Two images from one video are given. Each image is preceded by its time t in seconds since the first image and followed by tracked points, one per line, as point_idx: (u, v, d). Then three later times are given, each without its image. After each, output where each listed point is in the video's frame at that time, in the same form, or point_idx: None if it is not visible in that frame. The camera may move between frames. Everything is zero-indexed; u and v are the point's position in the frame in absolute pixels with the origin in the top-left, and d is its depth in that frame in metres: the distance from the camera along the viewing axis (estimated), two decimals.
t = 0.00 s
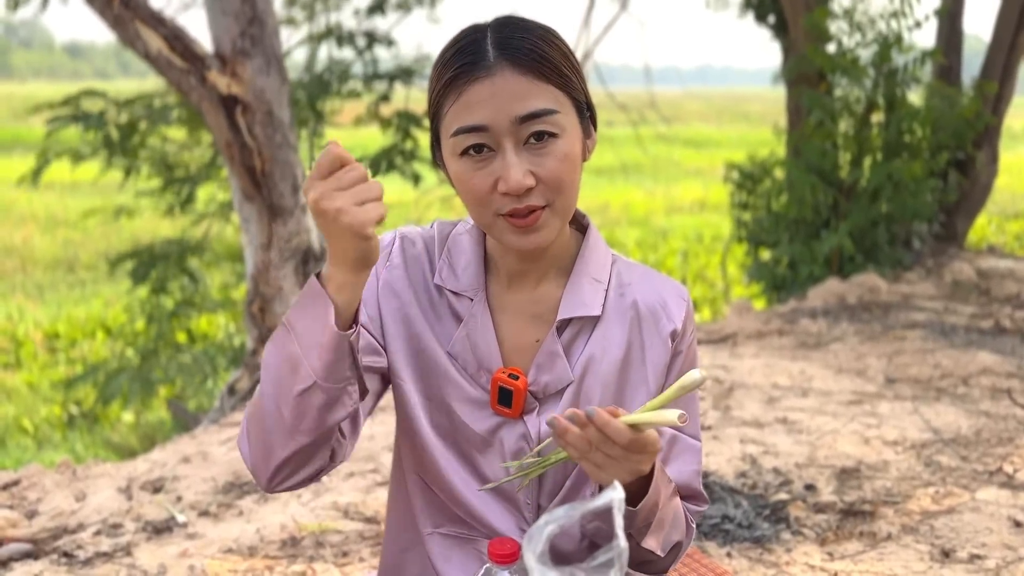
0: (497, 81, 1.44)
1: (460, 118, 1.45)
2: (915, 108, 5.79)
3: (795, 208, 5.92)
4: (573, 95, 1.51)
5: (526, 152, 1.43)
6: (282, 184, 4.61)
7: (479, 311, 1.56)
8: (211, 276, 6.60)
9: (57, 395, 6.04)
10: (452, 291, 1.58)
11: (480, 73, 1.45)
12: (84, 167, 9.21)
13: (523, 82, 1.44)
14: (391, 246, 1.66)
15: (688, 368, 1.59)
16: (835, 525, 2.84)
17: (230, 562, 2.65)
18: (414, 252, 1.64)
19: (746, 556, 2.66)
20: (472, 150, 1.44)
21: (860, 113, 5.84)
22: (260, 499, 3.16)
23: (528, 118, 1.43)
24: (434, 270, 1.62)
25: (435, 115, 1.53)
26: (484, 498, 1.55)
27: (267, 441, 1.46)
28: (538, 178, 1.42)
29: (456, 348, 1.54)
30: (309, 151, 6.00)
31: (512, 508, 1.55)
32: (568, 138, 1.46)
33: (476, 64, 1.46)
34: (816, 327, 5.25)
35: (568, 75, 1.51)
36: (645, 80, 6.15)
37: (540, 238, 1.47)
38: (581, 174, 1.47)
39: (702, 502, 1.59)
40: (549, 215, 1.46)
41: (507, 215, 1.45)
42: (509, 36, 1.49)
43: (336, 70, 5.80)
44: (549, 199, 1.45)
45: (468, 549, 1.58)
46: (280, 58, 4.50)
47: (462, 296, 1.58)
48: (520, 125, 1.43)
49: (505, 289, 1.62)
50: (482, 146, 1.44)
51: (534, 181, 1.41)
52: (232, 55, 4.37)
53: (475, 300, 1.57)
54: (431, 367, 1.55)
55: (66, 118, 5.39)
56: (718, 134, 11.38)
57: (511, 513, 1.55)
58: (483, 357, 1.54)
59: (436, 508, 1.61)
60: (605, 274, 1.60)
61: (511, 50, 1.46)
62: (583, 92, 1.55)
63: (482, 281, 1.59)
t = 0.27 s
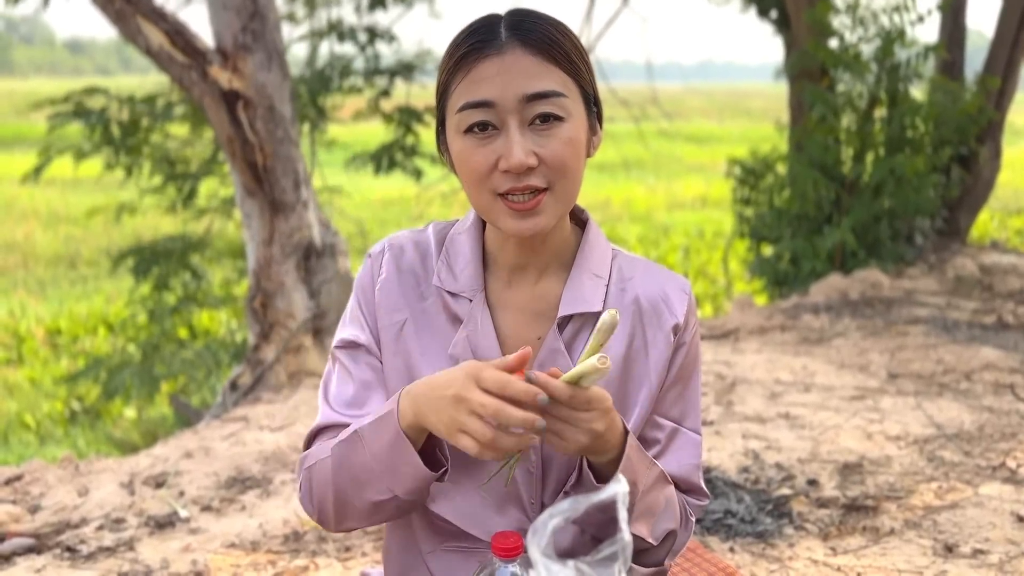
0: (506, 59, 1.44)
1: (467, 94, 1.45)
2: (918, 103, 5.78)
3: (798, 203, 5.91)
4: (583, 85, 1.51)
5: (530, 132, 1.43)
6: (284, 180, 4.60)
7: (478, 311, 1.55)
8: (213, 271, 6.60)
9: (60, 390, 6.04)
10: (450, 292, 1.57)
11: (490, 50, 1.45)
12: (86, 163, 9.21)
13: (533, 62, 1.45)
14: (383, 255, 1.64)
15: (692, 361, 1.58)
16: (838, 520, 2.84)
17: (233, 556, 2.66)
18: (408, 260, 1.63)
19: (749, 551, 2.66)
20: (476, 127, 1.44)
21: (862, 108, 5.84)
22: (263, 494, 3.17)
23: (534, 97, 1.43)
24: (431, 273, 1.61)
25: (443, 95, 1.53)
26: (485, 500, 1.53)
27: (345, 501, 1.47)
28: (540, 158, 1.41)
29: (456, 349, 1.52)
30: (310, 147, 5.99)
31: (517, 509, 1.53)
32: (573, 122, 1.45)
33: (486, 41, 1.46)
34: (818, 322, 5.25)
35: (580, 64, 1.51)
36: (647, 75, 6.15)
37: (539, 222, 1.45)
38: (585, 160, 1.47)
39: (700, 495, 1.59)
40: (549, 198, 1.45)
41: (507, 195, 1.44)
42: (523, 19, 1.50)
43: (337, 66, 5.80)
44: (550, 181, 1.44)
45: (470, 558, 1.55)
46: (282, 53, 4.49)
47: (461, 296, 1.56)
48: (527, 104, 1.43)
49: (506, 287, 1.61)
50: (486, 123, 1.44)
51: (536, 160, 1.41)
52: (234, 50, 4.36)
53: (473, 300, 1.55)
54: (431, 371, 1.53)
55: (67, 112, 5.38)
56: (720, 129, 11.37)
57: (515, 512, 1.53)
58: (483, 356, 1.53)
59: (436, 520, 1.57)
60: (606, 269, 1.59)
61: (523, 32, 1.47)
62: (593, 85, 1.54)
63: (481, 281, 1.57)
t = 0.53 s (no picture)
0: (509, 45, 1.45)
1: (470, 78, 1.45)
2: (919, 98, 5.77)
3: (799, 198, 5.89)
4: (584, 77, 1.51)
5: (531, 117, 1.43)
6: (285, 175, 4.60)
7: (475, 306, 1.54)
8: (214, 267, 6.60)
9: (61, 385, 6.04)
10: (447, 287, 1.56)
11: (494, 36, 1.46)
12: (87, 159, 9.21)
13: (536, 49, 1.45)
14: (379, 252, 1.64)
15: (687, 357, 1.58)
16: (838, 515, 2.84)
17: (234, 551, 2.66)
18: (406, 256, 1.63)
19: (750, 545, 2.66)
20: (477, 111, 1.44)
21: (864, 103, 5.83)
22: (264, 489, 3.17)
23: (536, 83, 1.43)
24: (429, 269, 1.61)
25: (444, 82, 1.53)
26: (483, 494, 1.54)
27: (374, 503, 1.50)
28: (540, 142, 1.41)
29: (453, 343, 1.52)
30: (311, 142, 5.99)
31: (514, 506, 1.53)
32: (574, 110, 1.45)
33: (492, 27, 1.47)
34: (819, 318, 5.25)
35: (582, 57, 1.52)
36: (648, 70, 6.13)
37: (537, 208, 1.44)
38: (585, 148, 1.46)
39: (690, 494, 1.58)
40: (548, 185, 1.43)
41: (505, 180, 1.43)
42: (528, 10, 1.51)
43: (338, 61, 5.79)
44: (549, 167, 1.43)
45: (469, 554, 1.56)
46: (282, 48, 4.49)
47: (458, 291, 1.55)
48: (529, 89, 1.43)
49: (503, 281, 1.61)
50: (488, 107, 1.44)
51: (536, 144, 1.40)
52: (234, 45, 4.35)
53: (470, 295, 1.55)
54: (429, 366, 1.53)
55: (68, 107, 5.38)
56: (721, 125, 11.36)
57: (513, 507, 1.54)
58: (479, 350, 1.51)
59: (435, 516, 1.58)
60: (603, 264, 1.59)
61: (528, 20, 1.48)
62: (595, 80, 1.54)
63: (478, 276, 1.57)
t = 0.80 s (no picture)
0: (518, 50, 1.42)
1: (477, 82, 1.44)
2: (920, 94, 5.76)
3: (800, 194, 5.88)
4: (591, 78, 1.50)
5: (537, 125, 1.42)
6: (285, 170, 4.60)
7: (475, 298, 1.54)
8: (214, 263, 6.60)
9: (62, 381, 6.04)
10: (447, 279, 1.56)
11: (502, 40, 1.43)
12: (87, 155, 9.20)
13: (545, 55, 1.43)
14: (379, 246, 1.64)
15: (687, 351, 1.58)
16: (838, 511, 2.84)
17: (234, 546, 2.67)
18: (406, 249, 1.62)
19: (749, 541, 2.67)
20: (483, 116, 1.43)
21: (865, 99, 5.83)
22: (265, 484, 3.18)
23: (545, 91, 1.42)
24: (429, 262, 1.60)
25: (450, 79, 1.51)
26: (482, 485, 1.53)
27: (355, 490, 1.50)
28: (546, 151, 1.41)
29: (454, 335, 1.52)
30: (312, 138, 5.99)
31: (514, 497, 1.53)
32: (581, 117, 1.44)
33: (500, 30, 1.44)
34: (819, 314, 5.24)
35: (589, 57, 1.50)
36: (649, 66, 6.12)
37: (539, 214, 1.45)
38: (590, 154, 1.46)
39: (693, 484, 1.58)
40: (551, 191, 1.45)
41: (509, 185, 1.44)
42: (536, 7, 1.48)
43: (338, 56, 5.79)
44: (554, 174, 1.44)
45: (471, 544, 1.56)
46: (282, 44, 4.48)
47: (458, 283, 1.55)
48: (536, 97, 1.42)
49: (503, 275, 1.61)
50: (495, 113, 1.43)
51: (542, 154, 1.40)
52: (234, 40, 4.34)
53: (470, 287, 1.55)
54: (429, 358, 1.53)
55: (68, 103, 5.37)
56: (722, 121, 11.35)
57: (513, 498, 1.53)
58: (479, 341, 1.51)
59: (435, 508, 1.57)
60: (603, 257, 1.59)
61: (537, 23, 1.45)
62: (600, 78, 1.53)
63: (478, 268, 1.57)
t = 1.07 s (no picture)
0: (537, 59, 1.39)
1: (494, 90, 1.40)
2: (921, 90, 5.75)
3: (801, 190, 5.87)
4: (605, 82, 1.48)
5: (555, 134, 1.40)
6: (285, 166, 4.59)
7: (483, 290, 1.51)
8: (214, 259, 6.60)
9: (62, 376, 6.04)
10: (454, 271, 1.53)
11: (521, 48, 1.40)
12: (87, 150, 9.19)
13: (564, 65, 1.40)
14: (383, 237, 1.60)
15: (698, 344, 1.59)
16: (838, 506, 2.84)
17: (234, 541, 2.67)
18: (410, 241, 1.58)
19: (748, 536, 2.67)
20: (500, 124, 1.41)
21: (866, 95, 5.82)
22: (264, 480, 3.18)
23: (564, 103, 1.39)
24: (433, 254, 1.56)
25: (463, 80, 1.47)
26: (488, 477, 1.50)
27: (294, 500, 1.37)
28: (561, 161, 1.40)
29: (461, 327, 1.49)
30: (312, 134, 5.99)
31: (521, 486, 1.51)
32: (597, 126, 1.43)
33: (520, 37, 1.40)
34: (819, 310, 5.24)
35: (605, 61, 1.47)
36: (649, 62, 6.12)
37: (552, 218, 1.45)
38: (602, 161, 1.46)
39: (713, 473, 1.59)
40: (564, 197, 1.45)
41: (523, 190, 1.44)
42: (555, 13, 1.44)
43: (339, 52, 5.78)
44: (567, 181, 1.43)
45: (474, 534, 1.53)
46: (282, 39, 4.47)
47: (465, 276, 1.52)
48: (555, 107, 1.39)
49: (510, 268, 1.58)
50: (512, 122, 1.40)
51: (558, 164, 1.39)
52: (234, 35, 4.33)
53: (478, 279, 1.52)
54: (436, 352, 1.50)
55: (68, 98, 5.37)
56: (723, 117, 11.34)
57: (520, 489, 1.51)
58: (487, 334, 1.48)
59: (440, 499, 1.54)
60: (611, 251, 1.57)
61: (557, 30, 1.41)
62: (612, 79, 1.51)
63: (485, 260, 1.54)
